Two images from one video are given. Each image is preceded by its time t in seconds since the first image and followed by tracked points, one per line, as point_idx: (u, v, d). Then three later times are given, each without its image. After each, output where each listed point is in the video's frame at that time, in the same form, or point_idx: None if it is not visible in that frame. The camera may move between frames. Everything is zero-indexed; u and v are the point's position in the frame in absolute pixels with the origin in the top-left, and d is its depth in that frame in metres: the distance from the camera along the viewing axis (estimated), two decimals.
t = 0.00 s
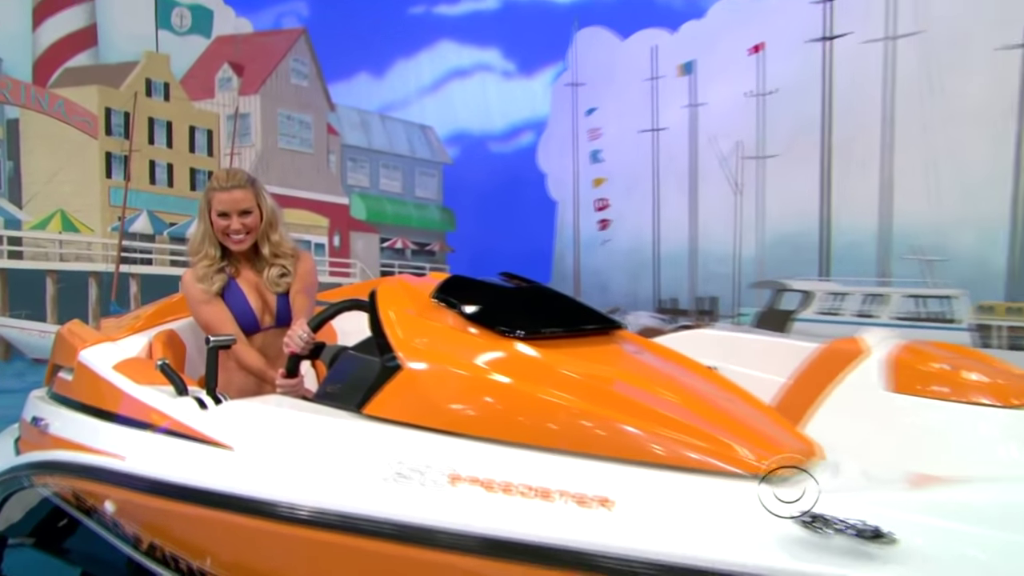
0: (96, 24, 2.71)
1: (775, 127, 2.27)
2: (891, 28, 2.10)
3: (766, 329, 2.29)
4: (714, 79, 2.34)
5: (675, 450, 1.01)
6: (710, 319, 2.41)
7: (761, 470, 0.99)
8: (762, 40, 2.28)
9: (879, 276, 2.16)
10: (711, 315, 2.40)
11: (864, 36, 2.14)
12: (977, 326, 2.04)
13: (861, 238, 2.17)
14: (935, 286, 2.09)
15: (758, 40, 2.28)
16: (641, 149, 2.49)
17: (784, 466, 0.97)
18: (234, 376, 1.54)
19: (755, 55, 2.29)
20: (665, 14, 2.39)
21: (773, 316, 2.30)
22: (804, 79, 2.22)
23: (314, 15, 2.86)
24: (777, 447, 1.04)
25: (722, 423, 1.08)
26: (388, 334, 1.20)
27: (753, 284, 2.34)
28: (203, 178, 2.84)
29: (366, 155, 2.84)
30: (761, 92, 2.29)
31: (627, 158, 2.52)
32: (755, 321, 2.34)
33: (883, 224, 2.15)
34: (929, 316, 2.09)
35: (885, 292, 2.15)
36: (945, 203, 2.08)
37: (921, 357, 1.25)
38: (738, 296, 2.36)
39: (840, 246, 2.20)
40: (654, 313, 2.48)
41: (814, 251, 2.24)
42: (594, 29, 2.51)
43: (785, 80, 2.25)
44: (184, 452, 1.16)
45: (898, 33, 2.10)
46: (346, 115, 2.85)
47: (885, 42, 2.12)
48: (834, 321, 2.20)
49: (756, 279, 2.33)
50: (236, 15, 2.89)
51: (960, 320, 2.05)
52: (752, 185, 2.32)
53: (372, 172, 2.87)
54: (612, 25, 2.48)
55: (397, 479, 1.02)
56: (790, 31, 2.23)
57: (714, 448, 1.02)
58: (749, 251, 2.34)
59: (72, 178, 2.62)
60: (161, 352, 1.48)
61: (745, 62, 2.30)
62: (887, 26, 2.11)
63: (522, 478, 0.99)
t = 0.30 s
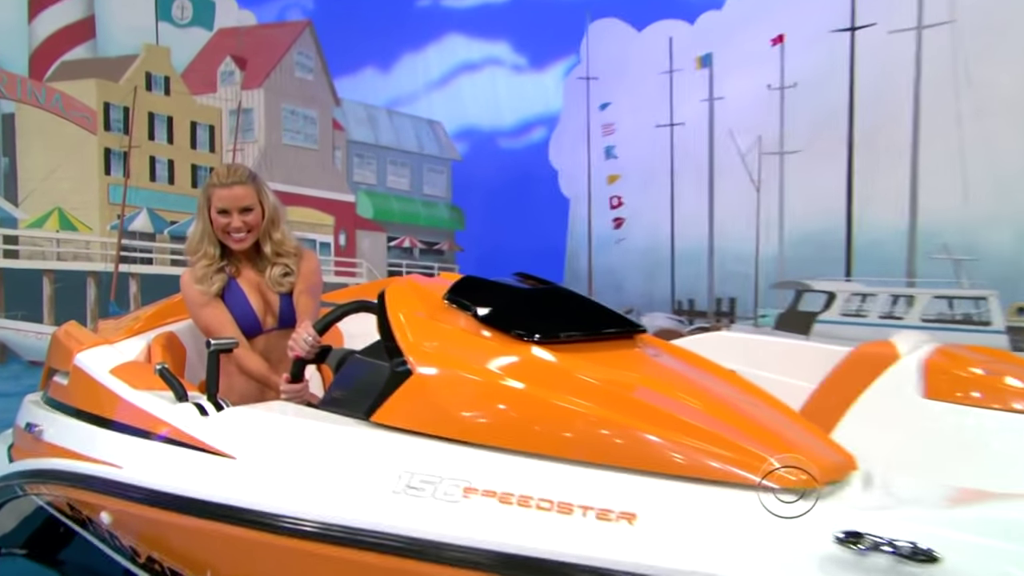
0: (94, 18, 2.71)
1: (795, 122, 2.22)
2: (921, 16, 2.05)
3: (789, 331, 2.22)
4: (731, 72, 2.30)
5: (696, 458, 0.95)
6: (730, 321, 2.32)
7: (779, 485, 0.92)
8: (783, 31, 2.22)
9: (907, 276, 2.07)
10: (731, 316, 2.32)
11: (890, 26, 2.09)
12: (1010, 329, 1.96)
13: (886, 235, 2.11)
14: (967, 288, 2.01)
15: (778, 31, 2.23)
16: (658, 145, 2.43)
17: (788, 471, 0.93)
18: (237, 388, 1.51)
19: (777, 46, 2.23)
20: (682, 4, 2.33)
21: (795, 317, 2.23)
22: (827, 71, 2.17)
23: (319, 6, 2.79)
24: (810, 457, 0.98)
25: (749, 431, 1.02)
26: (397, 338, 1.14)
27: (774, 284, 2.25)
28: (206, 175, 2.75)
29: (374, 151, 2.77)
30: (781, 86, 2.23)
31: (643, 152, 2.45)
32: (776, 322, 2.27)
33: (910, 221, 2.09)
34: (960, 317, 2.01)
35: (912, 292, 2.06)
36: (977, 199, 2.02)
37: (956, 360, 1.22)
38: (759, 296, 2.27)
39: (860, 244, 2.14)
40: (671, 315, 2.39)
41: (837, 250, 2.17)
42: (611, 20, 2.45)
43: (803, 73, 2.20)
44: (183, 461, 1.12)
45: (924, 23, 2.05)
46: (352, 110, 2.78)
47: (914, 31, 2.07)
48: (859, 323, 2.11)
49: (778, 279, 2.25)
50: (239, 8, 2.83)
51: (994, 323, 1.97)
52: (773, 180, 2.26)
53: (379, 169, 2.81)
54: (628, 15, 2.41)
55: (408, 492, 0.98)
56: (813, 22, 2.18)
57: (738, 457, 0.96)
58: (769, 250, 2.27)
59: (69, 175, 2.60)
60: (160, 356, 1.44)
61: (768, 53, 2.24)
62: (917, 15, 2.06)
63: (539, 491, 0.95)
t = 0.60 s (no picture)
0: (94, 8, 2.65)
1: (825, 113, 2.04)
2: (959, 2, 1.86)
3: (815, 333, 2.06)
4: (756, 63, 2.13)
5: (725, 470, 0.89)
6: (753, 323, 2.18)
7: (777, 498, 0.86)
8: (811, 19, 2.05)
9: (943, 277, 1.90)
10: (754, 318, 2.17)
11: (928, 13, 1.90)
12: None
13: (920, 232, 1.93)
14: (1008, 288, 1.83)
15: (806, 19, 2.06)
16: (677, 140, 2.28)
17: (783, 469, 0.89)
18: (240, 391, 1.45)
19: (804, 36, 2.06)
20: None
21: (821, 320, 2.07)
22: (858, 59, 1.99)
23: None
24: (851, 470, 0.92)
25: (781, 442, 0.96)
26: (413, 343, 1.08)
27: (800, 285, 2.10)
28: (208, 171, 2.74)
29: (382, 146, 2.72)
30: (809, 76, 2.06)
31: (661, 149, 2.32)
32: (801, 325, 2.11)
33: (947, 219, 1.91)
34: (998, 320, 1.82)
35: (949, 293, 1.90)
36: (1016, 199, 1.83)
37: (1003, 366, 1.18)
38: (784, 297, 2.12)
39: (897, 243, 1.96)
40: (691, 317, 2.26)
41: (868, 250, 2.01)
42: (629, 10, 2.31)
43: (834, 63, 2.03)
44: (183, 472, 1.07)
45: (964, 9, 1.86)
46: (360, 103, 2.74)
47: (953, 18, 1.87)
48: (890, 325, 1.95)
49: (803, 280, 2.09)
50: None
51: None
52: (800, 176, 2.08)
53: (388, 164, 2.76)
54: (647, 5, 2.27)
55: (423, 507, 0.93)
56: (843, 9, 2.01)
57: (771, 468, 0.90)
58: (795, 249, 2.10)
59: (67, 171, 2.54)
60: (161, 360, 1.38)
61: (795, 43, 2.07)
62: None
63: (565, 507, 0.89)
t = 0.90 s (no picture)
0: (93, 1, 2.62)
1: (849, 107, 1.98)
2: None
3: (838, 335, 1.99)
4: (775, 55, 2.07)
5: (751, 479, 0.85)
6: (773, 325, 2.13)
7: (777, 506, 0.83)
8: (833, 10, 1.99)
9: (971, 277, 1.84)
10: (774, 319, 2.12)
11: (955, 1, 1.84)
12: None
13: (948, 229, 1.87)
14: None
15: (829, 10, 1.99)
16: (693, 136, 2.23)
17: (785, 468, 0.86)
18: (240, 391, 1.41)
19: (826, 27, 2.00)
20: None
21: (844, 321, 2.01)
22: (884, 50, 1.93)
23: None
24: (886, 479, 0.88)
25: (809, 449, 0.91)
26: (424, 346, 1.04)
27: (822, 285, 2.04)
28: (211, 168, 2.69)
29: (390, 142, 2.71)
30: (832, 69, 2.00)
31: (677, 146, 2.26)
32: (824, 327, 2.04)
33: (977, 215, 1.84)
34: None
35: (978, 294, 1.83)
36: None
37: None
38: (805, 297, 2.06)
39: (922, 240, 1.90)
40: (709, 318, 2.21)
41: (893, 249, 1.94)
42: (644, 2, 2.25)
43: (856, 55, 1.97)
44: (184, 480, 1.03)
45: None
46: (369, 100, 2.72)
47: (983, 6, 1.80)
48: (917, 326, 1.87)
49: (825, 280, 2.03)
50: None
51: None
52: (821, 172, 2.03)
53: (396, 161, 2.75)
54: None
55: (436, 519, 0.88)
56: None
57: (801, 479, 0.85)
58: (816, 247, 2.05)
59: (67, 169, 2.50)
60: (161, 364, 1.34)
61: (818, 34, 2.01)
62: None
63: (586, 520, 0.84)
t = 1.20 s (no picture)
0: None
1: (883, 98, 1.89)
2: None
3: (870, 337, 1.90)
4: (805, 45, 1.98)
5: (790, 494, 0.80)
6: (802, 327, 2.04)
7: (779, 509, 0.79)
8: None
9: (1016, 277, 1.72)
10: (803, 322, 2.03)
11: None
12: None
13: (990, 227, 1.76)
14: None
15: None
16: (719, 129, 2.14)
17: (784, 467, 0.82)
18: (246, 397, 1.36)
19: (860, 14, 1.90)
20: None
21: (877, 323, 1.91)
22: (921, 38, 1.83)
23: None
24: (940, 494, 0.82)
25: (852, 458, 0.85)
26: (444, 351, 0.97)
27: (854, 285, 1.94)
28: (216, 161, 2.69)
29: (401, 137, 2.64)
30: (865, 59, 1.90)
31: (701, 142, 2.18)
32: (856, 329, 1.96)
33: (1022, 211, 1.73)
34: None
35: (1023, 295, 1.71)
36: None
37: None
38: (836, 299, 1.97)
39: (963, 238, 1.79)
40: (734, 320, 2.13)
41: (930, 247, 1.84)
42: None
43: (893, 44, 1.87)
44: (187, 494, 0.97)
45: None
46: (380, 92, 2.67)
47: None
48: (958, 330, 1.75)
49: (858, 280, 1.94)
50: None
51: None
52: (854, 167, 1.94)
53: (408, 156, 2.67)
54: None
55: (458, 538, 0.82)
56: None
57: (849, 495, 0.79)
58: (849, 246, 1.95)
59: (66, 164, 2.48)
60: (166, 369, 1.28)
61: (851, 22, 1.91)
62: None
63: (620, 540, 0.79)
